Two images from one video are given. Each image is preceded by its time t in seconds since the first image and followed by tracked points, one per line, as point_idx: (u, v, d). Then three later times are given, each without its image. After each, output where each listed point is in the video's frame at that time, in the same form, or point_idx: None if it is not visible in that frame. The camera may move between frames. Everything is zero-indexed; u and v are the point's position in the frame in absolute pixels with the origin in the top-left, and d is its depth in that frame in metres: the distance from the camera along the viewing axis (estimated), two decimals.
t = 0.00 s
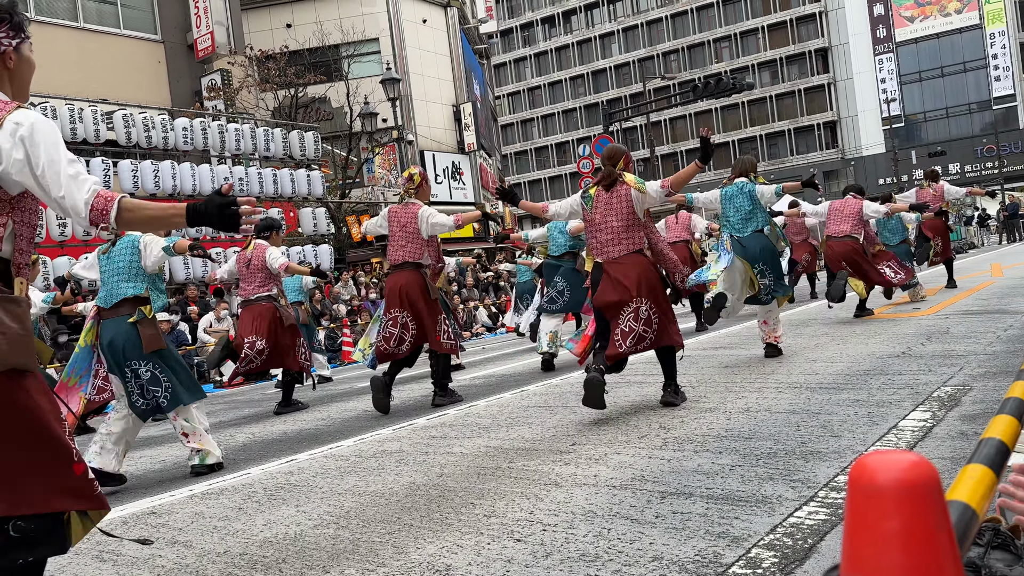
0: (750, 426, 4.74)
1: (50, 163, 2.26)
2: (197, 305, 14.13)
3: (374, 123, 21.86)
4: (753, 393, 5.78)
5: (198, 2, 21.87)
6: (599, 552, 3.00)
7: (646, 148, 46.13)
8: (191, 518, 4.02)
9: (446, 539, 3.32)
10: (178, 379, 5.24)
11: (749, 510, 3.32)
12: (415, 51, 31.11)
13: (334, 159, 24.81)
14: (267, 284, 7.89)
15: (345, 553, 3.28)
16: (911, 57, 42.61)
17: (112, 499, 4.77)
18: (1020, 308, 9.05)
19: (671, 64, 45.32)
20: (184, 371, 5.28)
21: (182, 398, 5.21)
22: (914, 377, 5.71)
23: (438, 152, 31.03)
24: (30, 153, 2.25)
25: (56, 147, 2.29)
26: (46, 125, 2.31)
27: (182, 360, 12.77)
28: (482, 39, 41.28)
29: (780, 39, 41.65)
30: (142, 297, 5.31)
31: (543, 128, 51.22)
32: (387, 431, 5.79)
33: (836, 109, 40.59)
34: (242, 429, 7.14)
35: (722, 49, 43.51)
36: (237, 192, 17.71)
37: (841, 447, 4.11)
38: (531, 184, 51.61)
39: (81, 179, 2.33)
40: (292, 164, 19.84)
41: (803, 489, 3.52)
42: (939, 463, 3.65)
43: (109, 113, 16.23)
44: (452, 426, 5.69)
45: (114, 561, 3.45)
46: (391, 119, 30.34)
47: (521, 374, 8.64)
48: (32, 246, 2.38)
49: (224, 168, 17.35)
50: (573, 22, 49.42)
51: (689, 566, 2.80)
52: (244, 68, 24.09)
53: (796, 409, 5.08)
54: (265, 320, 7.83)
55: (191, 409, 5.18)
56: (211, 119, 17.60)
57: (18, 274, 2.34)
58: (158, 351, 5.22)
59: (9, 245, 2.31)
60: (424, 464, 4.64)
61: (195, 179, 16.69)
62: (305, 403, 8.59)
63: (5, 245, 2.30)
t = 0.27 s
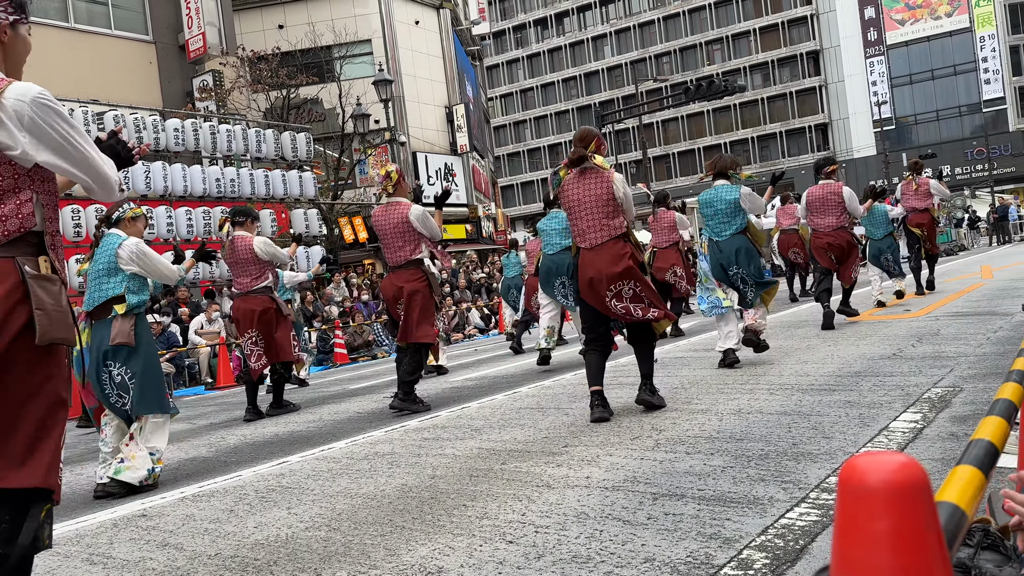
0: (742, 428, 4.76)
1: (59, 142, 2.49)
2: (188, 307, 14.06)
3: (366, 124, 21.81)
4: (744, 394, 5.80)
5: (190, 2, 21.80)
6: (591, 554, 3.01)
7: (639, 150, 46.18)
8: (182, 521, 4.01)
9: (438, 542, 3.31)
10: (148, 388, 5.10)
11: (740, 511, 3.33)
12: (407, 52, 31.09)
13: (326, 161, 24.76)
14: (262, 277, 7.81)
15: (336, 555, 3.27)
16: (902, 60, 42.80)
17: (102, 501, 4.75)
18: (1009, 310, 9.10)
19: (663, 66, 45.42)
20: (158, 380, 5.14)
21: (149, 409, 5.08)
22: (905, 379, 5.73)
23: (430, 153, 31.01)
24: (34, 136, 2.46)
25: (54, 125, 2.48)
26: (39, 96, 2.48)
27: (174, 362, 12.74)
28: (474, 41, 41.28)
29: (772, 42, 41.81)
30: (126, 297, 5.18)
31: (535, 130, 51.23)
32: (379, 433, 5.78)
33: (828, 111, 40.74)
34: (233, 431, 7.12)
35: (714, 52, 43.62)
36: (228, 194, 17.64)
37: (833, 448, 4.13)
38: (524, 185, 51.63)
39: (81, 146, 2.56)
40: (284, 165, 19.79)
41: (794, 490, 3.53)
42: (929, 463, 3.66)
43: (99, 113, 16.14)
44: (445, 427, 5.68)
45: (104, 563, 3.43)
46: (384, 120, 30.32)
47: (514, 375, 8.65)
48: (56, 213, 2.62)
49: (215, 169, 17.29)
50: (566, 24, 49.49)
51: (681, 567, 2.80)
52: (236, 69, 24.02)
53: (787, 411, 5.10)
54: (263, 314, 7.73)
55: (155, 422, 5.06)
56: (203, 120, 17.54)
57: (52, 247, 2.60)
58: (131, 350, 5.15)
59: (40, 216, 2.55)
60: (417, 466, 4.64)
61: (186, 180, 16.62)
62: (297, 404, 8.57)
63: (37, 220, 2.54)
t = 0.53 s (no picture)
0: (734, 429, 4.77)
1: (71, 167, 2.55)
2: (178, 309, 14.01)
3: (359, 124, 21.75)
4: (737, 396, 5.81)
5: (182, 3, 21.77)
6: (584, 555, 3.01)
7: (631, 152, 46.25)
8: (173, 523, 4.00)
9: (431, 543, 3.31)
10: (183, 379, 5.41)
11: (732, 512, 3.34)
12: (400, 53, 31.11)
13: (319, 161, 24.70)
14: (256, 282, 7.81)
15: (328, 557, 3.27)
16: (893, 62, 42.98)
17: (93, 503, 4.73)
18: (999, 311, 9.14)
19: (655, 68, 45.54)
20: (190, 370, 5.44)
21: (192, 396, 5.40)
22: (896, 380, 5.75)
23: (423, 155, 31.00)
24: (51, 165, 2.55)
25: (67, 151, 2.56)
26: (62, 127, 2.59)
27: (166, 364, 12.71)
28: (467, 42, 41.28)
29: (763, 44, 41.98)
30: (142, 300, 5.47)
31: (528, 131, 51.24)
32: (371, 435, 5.78)
33: (819, 114, 40.92)
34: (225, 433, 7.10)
35: (707, 54, 43.76)
36: (220, 196, 17.60)
37: (825, 450, 4.14)
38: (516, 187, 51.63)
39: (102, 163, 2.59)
40: (276, 166, 19.76)
41: (787, 492, 3.54)
42: (920, 465, 3.68)
43: (90, 114, 16.06)
44: (438, 429, 5.68)
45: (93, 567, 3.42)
46: (377, 122, 30.29)
47: (506, 377, 8.66)
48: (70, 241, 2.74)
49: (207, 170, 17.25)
50: (559, 26, 49.58)
51: (673, 569, 2.81)
52: (228, 71, 24.01)
53: (779, 412, 5.12)
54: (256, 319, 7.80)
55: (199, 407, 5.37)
56: (195, 121, 17.49)
57: (63, 269, 2.70)
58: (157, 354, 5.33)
59: (48, 247, 2.65)
60: (409, 468, 4.64)
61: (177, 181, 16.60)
62: (290, 405, 8.56)
63: (41, 250, 2.63)
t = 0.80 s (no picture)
0: (726, 430, 4.78)
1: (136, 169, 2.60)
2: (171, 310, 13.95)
3: (352, 125, 21.69)
4: (729, 397, 5.82)
5: (175, 4, 21.71)
6: (577, 557, 3.01)
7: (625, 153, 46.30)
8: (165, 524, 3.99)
9: (423, 546, 3.31)
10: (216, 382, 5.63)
11: (724, 514, 3.35)
12: (393, 55, 31.11)
13: (311, 163, 24.64)
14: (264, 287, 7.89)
15: (321, 559, 3.26)
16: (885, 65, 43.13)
17: (84, 505, 4.71)
18: (990, 313, 9.18)
19: (649, 70, 45.64)
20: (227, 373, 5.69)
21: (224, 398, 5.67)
22: (888, 382, 5.77)
23: (417, 156, 30.96)
24: (121, 166, 2.60)
25: (138, 159, 2.61)
26: (131, 130, 2.65)
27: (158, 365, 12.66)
28: (461, 44, 41.29)
29: (756, 47, 42.11)
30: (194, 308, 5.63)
31: (521, 133, 51.24)
32: (364, 437, 5.76)
33: (812, 116, 41.05)
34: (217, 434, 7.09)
35: (699, 56, 43.87)
36: (213, 197, 17.54)
37: (816, 451, 4.15)
38: (510, 189, 51.63)
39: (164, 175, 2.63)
40: (269, 167, 19.72)
41: (778, 493, 3.55)
42: (911, 466, 3.69)
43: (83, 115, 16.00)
44: (431, 431, 5.68)
45: (84, 569, 3.40)
46: (370, 123, 30.26)
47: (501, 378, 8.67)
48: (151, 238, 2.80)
49: (200, 171, 17.19)
50: (552, 28, 49.65)
51: (666, 570, 2.81)
52: (221, 71, 23.95)
53: (772, 414, 5.12)
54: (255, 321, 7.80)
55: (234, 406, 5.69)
56: (188, 122, 17.43)
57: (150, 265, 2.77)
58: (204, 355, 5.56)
59: (134, 244, 2.71)
60: (402, 470, 4.63)
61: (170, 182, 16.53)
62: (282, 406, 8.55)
63: (130, 245, 2.69)
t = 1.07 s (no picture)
0: (720, 431, 4.79)
1: (179, 169, 2.76)
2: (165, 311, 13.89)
3: (346, 126, 21.65)
4: (722, 399, 5.83)
5: (168, 4, 21.65)
6: (571, 558, 3.01)
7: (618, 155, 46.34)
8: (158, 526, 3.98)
9: (417, 547, 3.31)
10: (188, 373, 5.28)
11: (718, 515, 3.35)
12: (387, 56, 31.10)
13: (305, 164, 24.59)
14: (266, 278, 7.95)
15: (315, 561, 3.26)
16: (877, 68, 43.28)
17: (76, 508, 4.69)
18: (982, 315, 9.22)
19: (642, 72, 45.73)
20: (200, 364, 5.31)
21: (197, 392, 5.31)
22: (880, 384, 5.79)
23: (411, 157, 30.96)
24: (158, 160, 2.74)
25: (179, 155, 2.77)
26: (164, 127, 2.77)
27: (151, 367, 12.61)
28: (455, 45, 41.28)
29: (750, 49, 42.23)
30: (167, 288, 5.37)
31: (515, 134, 51.26)
32: (358, 438, 5.76)
33: (805, 118, 41.18)
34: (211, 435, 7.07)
35: (693, 58, 43.97)
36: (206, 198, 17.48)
37: (809, 452, 4.17)
38: (503, 190, 51.64)
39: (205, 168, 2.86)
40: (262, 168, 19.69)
41: (772, 494, 3.56)
42: (905, 467, 3.70)
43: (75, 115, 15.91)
44: (424, 432, 5.68)
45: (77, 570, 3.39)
46: (364, 124, 30.26)
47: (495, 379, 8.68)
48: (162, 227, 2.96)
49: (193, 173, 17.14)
50: (546, 29, 49.70)
51: (660, 570, 2.82)
52: (214, 72, 23.89)
53: (765, 415, 5.13)
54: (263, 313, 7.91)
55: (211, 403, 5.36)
56: (181, 122, 17.38)
57: (158, 254, 2.90)
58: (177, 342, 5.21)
59: (150, 232, 2.86)
60: (396, 471, 4.63)
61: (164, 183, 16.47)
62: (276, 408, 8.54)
63: (148, 229, 2.85)
